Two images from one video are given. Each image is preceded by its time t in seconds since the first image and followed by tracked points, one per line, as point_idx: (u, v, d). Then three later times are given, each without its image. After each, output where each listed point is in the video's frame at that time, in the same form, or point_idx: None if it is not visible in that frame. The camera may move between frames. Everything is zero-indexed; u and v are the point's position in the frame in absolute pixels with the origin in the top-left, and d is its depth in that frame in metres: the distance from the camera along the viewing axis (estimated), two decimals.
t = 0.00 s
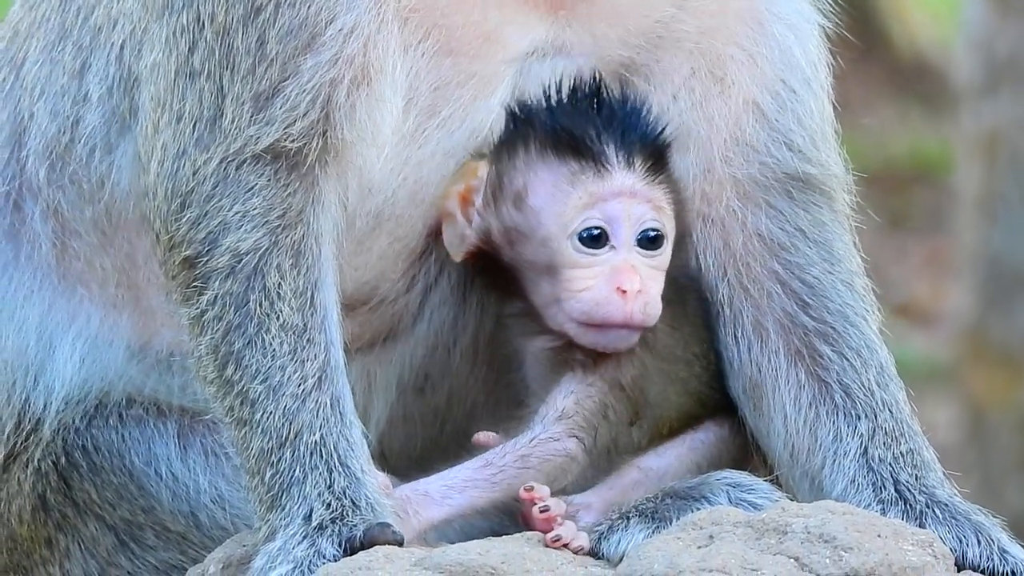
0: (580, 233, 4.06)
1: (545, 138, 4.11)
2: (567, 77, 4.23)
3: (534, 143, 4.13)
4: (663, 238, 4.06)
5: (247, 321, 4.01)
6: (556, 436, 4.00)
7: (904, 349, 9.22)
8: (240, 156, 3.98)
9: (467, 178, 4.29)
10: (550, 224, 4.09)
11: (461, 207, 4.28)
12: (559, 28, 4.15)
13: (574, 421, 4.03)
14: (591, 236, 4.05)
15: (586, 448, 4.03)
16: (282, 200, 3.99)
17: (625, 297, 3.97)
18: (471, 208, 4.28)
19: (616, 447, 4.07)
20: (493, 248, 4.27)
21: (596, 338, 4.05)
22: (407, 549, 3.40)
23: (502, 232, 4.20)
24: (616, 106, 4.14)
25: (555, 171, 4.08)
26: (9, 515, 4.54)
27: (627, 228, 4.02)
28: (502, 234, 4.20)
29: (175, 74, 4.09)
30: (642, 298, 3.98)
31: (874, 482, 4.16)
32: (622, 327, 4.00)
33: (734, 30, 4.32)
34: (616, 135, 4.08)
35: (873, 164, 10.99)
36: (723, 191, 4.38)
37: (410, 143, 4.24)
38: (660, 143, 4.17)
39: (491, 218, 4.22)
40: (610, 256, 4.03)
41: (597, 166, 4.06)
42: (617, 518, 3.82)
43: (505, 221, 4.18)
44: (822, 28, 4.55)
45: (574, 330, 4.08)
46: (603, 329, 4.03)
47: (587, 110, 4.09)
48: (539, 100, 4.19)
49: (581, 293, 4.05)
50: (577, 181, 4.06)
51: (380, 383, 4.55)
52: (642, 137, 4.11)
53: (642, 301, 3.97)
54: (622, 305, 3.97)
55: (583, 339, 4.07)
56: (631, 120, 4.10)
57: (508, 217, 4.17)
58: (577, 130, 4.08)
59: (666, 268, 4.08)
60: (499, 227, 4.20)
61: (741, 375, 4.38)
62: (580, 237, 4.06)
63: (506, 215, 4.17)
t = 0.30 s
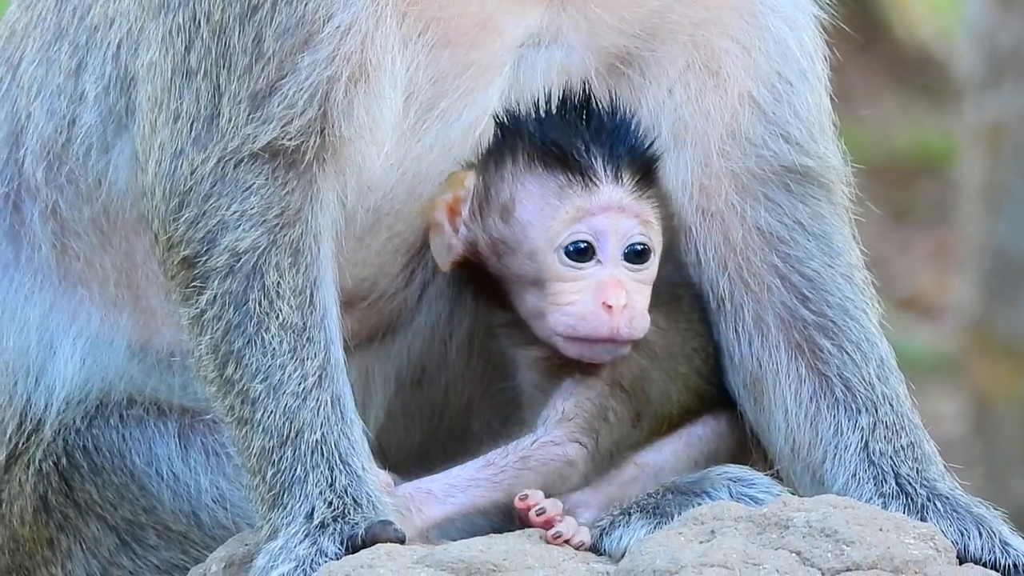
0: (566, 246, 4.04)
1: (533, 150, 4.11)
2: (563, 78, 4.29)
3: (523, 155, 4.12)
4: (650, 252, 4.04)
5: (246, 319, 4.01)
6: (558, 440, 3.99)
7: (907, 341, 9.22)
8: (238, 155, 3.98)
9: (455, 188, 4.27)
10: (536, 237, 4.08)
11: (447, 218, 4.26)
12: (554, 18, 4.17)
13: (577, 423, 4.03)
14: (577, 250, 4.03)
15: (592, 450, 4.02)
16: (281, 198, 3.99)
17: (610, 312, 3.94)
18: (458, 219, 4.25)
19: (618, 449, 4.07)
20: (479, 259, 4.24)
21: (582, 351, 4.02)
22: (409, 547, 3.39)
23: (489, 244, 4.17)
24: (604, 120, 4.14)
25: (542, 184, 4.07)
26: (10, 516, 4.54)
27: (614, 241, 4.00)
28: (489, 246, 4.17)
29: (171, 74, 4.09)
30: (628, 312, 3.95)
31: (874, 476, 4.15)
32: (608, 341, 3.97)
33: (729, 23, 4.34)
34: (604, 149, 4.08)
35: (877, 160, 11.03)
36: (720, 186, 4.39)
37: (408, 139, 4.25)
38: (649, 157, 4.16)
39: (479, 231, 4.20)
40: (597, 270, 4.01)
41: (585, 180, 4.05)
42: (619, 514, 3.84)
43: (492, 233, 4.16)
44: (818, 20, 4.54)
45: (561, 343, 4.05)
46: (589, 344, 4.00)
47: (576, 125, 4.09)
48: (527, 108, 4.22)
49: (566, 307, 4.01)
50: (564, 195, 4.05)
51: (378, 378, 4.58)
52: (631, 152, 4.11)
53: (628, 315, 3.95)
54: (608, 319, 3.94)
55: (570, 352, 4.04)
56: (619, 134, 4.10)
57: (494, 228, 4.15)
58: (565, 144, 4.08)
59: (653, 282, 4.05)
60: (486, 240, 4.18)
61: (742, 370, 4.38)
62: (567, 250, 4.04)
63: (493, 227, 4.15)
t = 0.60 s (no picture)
0: (533, 256, 4.07)
1: (497, 160, 4.12)
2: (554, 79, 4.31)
3: (488, 165, 4.13)
4: (619, 258, 4.07)
5: (246, 312, 4.00)
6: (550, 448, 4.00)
7: (908, 335, 9.22)
8: (237, 148, 3.97)
9: (422, 203, 4.30)
10: (504, 247, 4.10)
11: (417, 233, 4.28)
12: (555, 17, 4.17)
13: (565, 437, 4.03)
14: (545, 259, 4.06)
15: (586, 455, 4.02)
16: (280, 191, 3.99)
17: (579, 320, 4.00)
18: (428, 233, 4.27)
19: (613, 453, 4.08)
20: (448, 271, 4.26)
21: (553, 361, 4.07)
22: (409, 539, 3.39)
23: (457, 256, 4.20)
24: (569, 126, 4.14)
25: (508, 194, 4.09)
26: (9, 509, 4.53)
27: (581, 249, 4.03)
28: (458, 259, 4.20)
29: (170, 68, 4.09)
30: (596, 319, 4.00)
31: (874, 470, 4.14)
32: (577, 351, 4.02)
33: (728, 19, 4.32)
34: (569, 155, 4.09)
35: (878, 155, 10.98)
36: (720, 179, 4.40)
37: (404, 136, 4.29)
38: (615, 163, 4.18)
39: (446, 242, 4.22)
40: (565, 278, 4.05)
41: (550, 188, 4.06)
42: (617, 507, 3.83)
43: (460, 245, 4.18)
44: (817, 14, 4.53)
45: (533, 354, 4.10)
46: (559, 353, 4.05)
47: (541, 133, 4.10)
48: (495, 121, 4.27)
49: (535, 317, 4.06)
50: (530, 204, 4.07)
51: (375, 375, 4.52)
52: (596, 157, 4.12)
53: (596, 322, 4.00)
54: (577, 328, 4.00)
55: (541, 362, 4.09)
56: (584, 140, 4.11)
57: (462, 241, 4.17)
58: (530, 152, 4.08)
59: (622, 288, 4.09)
60: (454, 251, 4.20)
61: (743, 363, 4.39)
62: (534, 259, 4.07)
63: (460, 240, 4.17)
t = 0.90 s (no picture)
0: (536, 250, 4.06)
1: (502, 154, 4.11)
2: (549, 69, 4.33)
3: (493, 159, 4.12)
4: (623, 254, 4.05)
5: (245, 300, 4.00)
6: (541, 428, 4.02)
7: (905, 324, 9.21)
8: (235, 134, 3.97)
9: (428, 196, 4.31)
10: (507, 243, 4.09)
11: (424, 225, 4.30)
12: (548, 17, 4.23)
13: (562, 413, 4.06)
14: (548, 253, 4.04)
15: (581, 433, 4.03)
16: (279, 177, 3.99)
17: (581, 316, 3.99)
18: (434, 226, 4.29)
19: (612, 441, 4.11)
20: (453, 264, 4.27)
21: (556, 355, 4.07)
22: (405, 529, 3.39)
23: (463, 250, 4.20)
24: (577, 122, 4.12)
25: (513, 189, 4.08)
26: (7, 497, 4.50)
27: (585, 245, 4.02)
28: (463, 251, 4.20)
29: (168, 56, 4.07)
30: (598, 316, 3.99)
31: (870, 459, 4.14)
32: (580, 346, 4.01)
33: (725, 11, 4.33)
34: (574, 151, 4.07)
35: (878, 146, 10.86)
36: (717, 169, 4.38)
37: (399, 126, 4.27)
38: (623, 158, 4.16)
39: (452, 236, 4.23)
40: (568, 274, 4.03)
41: (554, 183, 4.05)
42: (615, 497, 3.85)
43: (464, 238, 4.18)
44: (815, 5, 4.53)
45: (535, 347, 4.10)
46: (562, 348, 4.04)
47: (546, 128, 4.08)
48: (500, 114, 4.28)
49: (538, 311, 4.05)
50: (534, 199, 4.06)
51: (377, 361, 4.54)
52: (602, 153, 4.10)
53: (598, 319, 3.99)
54: (580, 325, 3.99)
55: (544, 356, 4.08)
56: (590, 136, 4.09)
57: (467, 233, 4.17)
58: (536, 148, 4.07)
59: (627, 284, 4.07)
60: (460, 245, 4.20)
61: (741, 353, 4.39)
62: (537, 254, 4.06)
63: (465, 232, 4.17)
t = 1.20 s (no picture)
0: (541, 219, 4.09)
1: (513, 129, 4.17)
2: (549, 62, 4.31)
3: (504, 134, 4.18)
4: (628, 230, 4.08)
5: (246, 291, 4.00)
6: (540, 415, 4.03)
7: (903, 321, 9.21)
8: (239, 122, 3.96)
9: (439, 174, 4.34)
10: (514, 212, 4.13)
11: (435, 204, 4.32)
12: (548, 11, 4.21)
13: (561, 401, 4.08)
14: (552, 223, 4.08)
15: (576, 421, 4.06)
16: (282, 166, 3.98)
17: (583, 286, 4.00)
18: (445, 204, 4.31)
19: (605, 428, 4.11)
20: (461, 239, 4.29)
21: (558, 326, 4.07)
22: (403, 523, 3.38)
23: (470, 221, 4.22)
24: (590, 100, 4.18)
25: (521, 160, 4.13)
26: (7, 486, 4.51)
27: (589, 217, 4.05)
28: (470, 223, 4.22)
29: (171, 45, 4.07)
30: (600, 287, 4.00)
31: (869, 455, 4.14)
32: (582, 317, 4.02)
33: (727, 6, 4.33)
34: (584, 127, 4.13)
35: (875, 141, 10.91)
36: (717, 162, 4.38)
37: (400, 118, 4.26)
38: (634, 137, 4.21)
39: (459, 209, 4.25)
40: (571, 245, 4.05)
41: (562, 155, 4.10)
42: (612, 493, 3.83)
43: (472, 210, 4.21)
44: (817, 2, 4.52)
45: (537, 318, 4.10)
46: (563, 319, 4.05)
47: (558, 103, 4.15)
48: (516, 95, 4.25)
49: (539, 281, 4.06)
50: (541, 170, 4.11)
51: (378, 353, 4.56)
52: (612, 130, 4.15)
53: (600, 290, 4.00)
54: (581, 295, 4.00)
55: (546, 326, 4.09)
56: (601, 113, 4.15)
57: (475, 206, 4.21)
58: (546, 121, 4.13)
59: (632, 260, 4.09)
60: (467, 217, 4.23)
61: (740, 347, 4.39)
62: (542, 223, 4.09)
63: (472, 204, 4.21)
